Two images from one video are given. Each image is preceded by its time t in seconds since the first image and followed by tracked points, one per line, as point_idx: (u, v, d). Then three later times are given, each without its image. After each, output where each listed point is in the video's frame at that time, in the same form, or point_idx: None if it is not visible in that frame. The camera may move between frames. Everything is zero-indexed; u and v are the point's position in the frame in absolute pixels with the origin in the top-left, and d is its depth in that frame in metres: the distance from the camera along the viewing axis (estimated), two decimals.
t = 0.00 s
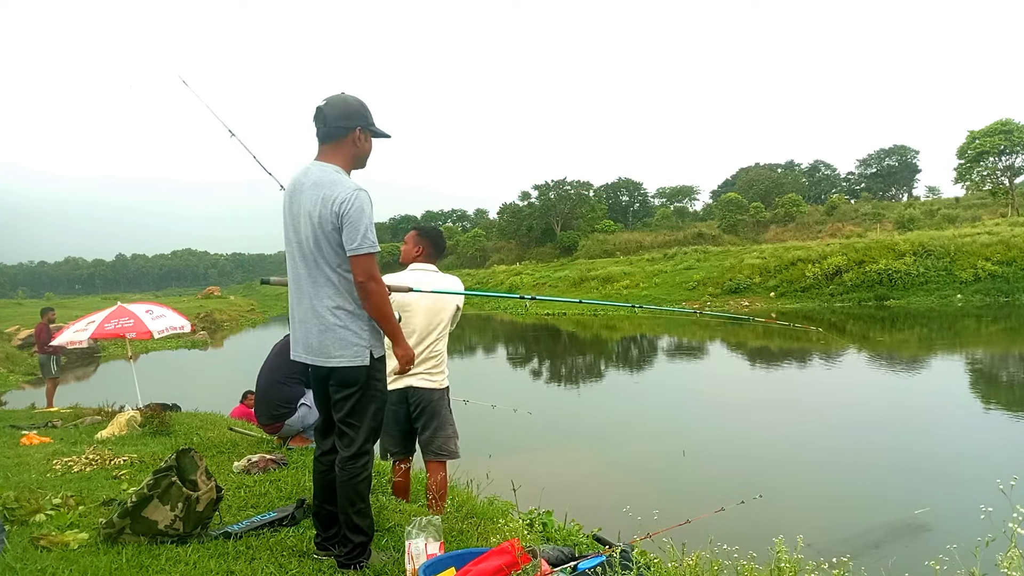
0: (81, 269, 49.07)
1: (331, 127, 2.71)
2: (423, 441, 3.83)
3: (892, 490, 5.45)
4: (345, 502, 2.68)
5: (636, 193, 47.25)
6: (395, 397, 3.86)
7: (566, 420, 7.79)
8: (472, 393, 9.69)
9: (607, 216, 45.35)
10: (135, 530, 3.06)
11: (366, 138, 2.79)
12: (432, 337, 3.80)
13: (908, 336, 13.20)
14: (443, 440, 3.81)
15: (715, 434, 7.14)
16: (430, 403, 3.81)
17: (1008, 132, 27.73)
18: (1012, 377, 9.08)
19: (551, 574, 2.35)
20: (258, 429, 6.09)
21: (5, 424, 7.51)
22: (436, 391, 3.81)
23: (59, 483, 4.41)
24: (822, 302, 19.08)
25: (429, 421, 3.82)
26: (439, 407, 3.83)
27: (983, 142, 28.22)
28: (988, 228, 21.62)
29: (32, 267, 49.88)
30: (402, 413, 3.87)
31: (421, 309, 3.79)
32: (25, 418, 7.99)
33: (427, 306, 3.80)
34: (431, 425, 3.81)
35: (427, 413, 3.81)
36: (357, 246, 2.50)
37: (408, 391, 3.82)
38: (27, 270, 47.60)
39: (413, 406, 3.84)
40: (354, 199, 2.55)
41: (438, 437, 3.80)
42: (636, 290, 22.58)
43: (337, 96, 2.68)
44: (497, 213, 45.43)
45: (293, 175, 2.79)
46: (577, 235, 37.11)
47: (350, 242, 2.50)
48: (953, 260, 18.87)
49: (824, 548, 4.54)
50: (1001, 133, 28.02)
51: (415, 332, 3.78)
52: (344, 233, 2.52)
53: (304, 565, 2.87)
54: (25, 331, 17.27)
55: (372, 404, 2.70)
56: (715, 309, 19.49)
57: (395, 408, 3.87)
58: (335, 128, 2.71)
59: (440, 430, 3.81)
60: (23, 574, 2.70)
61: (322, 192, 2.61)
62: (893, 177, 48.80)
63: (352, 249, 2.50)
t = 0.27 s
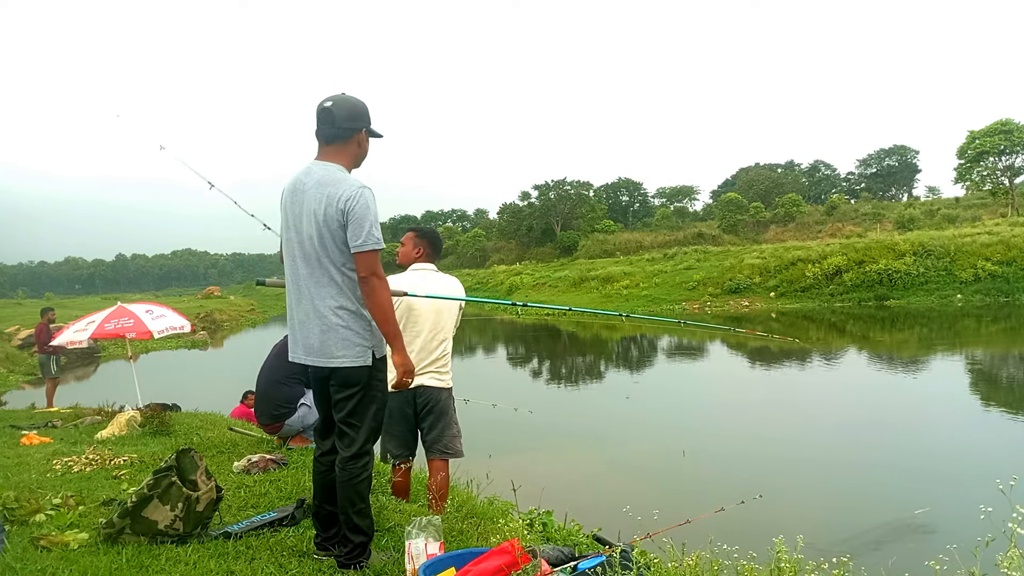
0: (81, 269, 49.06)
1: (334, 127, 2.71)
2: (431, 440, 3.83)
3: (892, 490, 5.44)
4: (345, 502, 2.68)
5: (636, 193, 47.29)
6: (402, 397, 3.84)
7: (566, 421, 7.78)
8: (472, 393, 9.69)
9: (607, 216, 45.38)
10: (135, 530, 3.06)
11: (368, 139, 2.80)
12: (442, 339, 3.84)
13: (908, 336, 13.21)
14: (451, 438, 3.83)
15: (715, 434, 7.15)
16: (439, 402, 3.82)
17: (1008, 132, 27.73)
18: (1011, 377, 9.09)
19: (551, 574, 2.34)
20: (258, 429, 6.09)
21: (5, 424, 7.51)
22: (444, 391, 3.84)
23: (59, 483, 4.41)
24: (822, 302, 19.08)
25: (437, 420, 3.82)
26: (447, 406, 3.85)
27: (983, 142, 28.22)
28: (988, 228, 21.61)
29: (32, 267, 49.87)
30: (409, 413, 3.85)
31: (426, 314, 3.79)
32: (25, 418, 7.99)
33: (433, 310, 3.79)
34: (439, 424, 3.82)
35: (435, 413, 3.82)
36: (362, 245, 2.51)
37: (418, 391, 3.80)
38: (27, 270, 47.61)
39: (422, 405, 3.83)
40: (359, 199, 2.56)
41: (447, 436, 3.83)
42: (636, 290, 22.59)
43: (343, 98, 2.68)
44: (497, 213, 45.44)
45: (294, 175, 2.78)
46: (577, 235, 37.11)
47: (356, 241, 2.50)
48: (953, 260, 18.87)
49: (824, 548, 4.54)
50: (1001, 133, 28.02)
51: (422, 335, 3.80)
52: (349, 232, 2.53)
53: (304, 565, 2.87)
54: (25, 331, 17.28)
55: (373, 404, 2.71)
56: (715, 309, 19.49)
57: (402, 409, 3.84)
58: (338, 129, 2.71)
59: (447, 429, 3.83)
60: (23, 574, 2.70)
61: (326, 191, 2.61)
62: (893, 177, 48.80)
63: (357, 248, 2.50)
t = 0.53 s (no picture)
0: (81, 269, 49.06)
1: (334, 127, 2.71)
2: (430, 438, 3.82)
3: (892, 490, 5.44)
4: (346, 502, 2.68)
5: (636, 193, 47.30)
6: (402, 395, 3.83)
7: (566, 421, 7.77)
8: (472, 393, 9.69)
9: (607, 216, 45.38)
10: (135, 530, 3.06)
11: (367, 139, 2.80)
12: (444, 336, 3.85)
13: (908, 336, 13.20)
14: (450, 437, 3.84)
15: (714, 434, 7.15)
16: (439, 400, 3.83)
17: (1008, 132, 27.73)
18: (1011, 377, 9.08)
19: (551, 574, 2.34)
20: (257, 429, 6.09)
21: (5, 424, 7.51)
22: (444, 390, 3.84)
23: (59, 483, 4.41)
24: (822, 302, 19.08)
25: (436, 419, 3.83)
26: (446, 404, 3.86)
27: (983, 142, 28.22)
28: (988, 228, 21.61)
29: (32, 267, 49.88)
30: (408, 411, 3.84)
31: (428, 312, 3.79)
32: (25, 418, 8.00)
33: (435, 308, 3.80)
34: (438, 423, 3.82)
35: (435, 411, 3.82)
36: (366, 244, 2.51)
37: (417, 388, 3.80)
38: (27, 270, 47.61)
39: (422, 404, 3.82)
40: (362, 198, 2.57)
41: (446, 434, 3.83)
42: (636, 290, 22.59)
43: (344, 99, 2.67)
44: (497, 213, 45.45)
45: (293, 176, 2.77)
46: (577, 235, 37.11)
47: (360, 240, 2.51)
48: (953, 260, 18.87)
49: (824, 548, 4.54)
50: (1001, 133, 28.02)
51: (425, 333, 3.80)
52: (353, 231, 2.54)
53: (304, 565, 2.87)
54: (25, 331, 17.28)
55: (374, 404, 2.71)
56: (715, 309, 19.49)
57: (401, 407, 3.83)
58: (338, 128, 2.71)
59: (447, 427, 3.84)
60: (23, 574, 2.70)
61: (328, 190, 2.61)
62: (893, 177, 48.79)
63: (362, 246, 2.51)
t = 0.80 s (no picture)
0: (81, 269, 49.06)
1: (334, 127, 2.71)
2: (430, 438, 3.82)
3: (892, 490, 5.44)
4: (347, 501, 2.68)
5: (636, 193, 47.31)
6: (401, 395, 3.83)
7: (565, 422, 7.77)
8: (472, 393, 9.69)
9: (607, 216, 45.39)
10: (135, 530, 3.06)
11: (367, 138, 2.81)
12: (445, 335, 3.86)
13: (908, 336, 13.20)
14: (449, 437, 3.84)
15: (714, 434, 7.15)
16: (438, 400, 3.83)
17: (1008, 132, 27.73)
18: (1011, 377, 9.09)
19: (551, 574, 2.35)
20: (257, 429, 6.09)
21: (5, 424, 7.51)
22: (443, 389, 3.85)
23: (59, 483, 4.41)
24: (822, 302, 19.08)
25: (435, 419, 3.82)
26: (445, 404, 3.86)
27: (983, 142, 28.22)
28: (988, 228, 21.60)
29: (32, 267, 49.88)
30: (408, 411, 3.83)
31: (429, 312, 3.79)
32: (25, 418, 8.00)
33: (435, 309, 3.80)
34: (438, 423, 3.82)
35: (435, 411, 3.82)
36: (371, 243, 2.53)
37: (418, 387, 3.80)
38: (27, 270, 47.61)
39: (421, 403, 3.82)
40: (366, 198, 2.57)
41: (446, 434, 3.83)
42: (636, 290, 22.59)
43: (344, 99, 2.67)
44: (497, 213, 45.46)
45: (294, 176, 2.76)
46: (577, 235, 37.11)
47: (364, 239, 2.52)
48: (953, 260, 18.87)
49: (825, 548, 4.54)
50: (1001, 133, 28.02)
51: (425, 333, 3.80)
52: (358, 231, 2.55)
53: (304, 565, 2.87)
54: (25, 331, 17.28)
55: (377, 404, 2.71)
56: (715, 309, 19.50)
57: (401, 406, 3.82)
58: (338, 129, 2.71)
59: (446, 427, 3.83)
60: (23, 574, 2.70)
61: (331, 190, 2.61)
62: (893, 177, 48.79)
63: (367, 246, 2.52)
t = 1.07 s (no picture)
0: (81, 269, 49.07)
1: (333, 125, 2.70)
2: (429, 439, 3.82)
3: (892, 490, 5.43)
4: (348, 500, 2.68)
5: (635, 193, 47.31)
6: (400, 395, 3.82)
7: (566, 421, 7.77)
8: (472, 393, 9.70)
9: (607, 217, 45.38)
10: (135, 530, 3.06)
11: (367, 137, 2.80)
12: (445, 335, 3.86)
13: (908, 336, 13.20)
14: (448, 438, 3.83)
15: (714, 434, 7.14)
16: (437, 401, 3.83)
17: (1008, 132, 27.73)
18: (1012, 377, 9.08)
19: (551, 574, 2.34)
20: (257, 429, 6.09)
21: (5, 424, 7.51)
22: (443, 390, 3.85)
23: (59, 483, 4.41)
24: (822, 303, 19.07)
25: (434, 419, 3.82)
26: (444, 405, 3.86)
27: (983, 142, 28.22)
28: (988, 228, 21.61)
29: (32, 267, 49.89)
30: (407, 411, 3.83)
31: (429, 313, 3.79)
32: (25, 418, 7.99)
33: (436, 309, 3.80)
34: (437, 423, 3.82)
35: (434, 411, 3.82)
36: (375, 241, 2.53)
37: (417, 387, 3.80)
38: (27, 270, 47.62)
39: (421, 405, 3.82)
40: (370, 197, 2.58)
41: (446, 434, 3.83)
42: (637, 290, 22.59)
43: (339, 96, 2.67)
44: (497, 213, 45.46)
45: (294, 176, 2.76)
46: (577, 235, 37.12)
47: (368, 238, 2.52)
48: (953, 260, 18.87)
49: (825, 548, 4.54)
50: (1001, 133, 28.02)
51: (426, 333, 3.80)
52: (361, 230, 2.55)
53: (304, 565, 2.87)
54: (25, 331, 17.28)
55: (380, 403, 2.71)
56: (715, 309, 19.50)
57: (401, 407, 3.82)
58: (337, 127, 2.71)
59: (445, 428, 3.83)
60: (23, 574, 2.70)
61: (334, 189, 2.61)
62: (893, 177, 48.78)
63: (371, 244, 2.53)
